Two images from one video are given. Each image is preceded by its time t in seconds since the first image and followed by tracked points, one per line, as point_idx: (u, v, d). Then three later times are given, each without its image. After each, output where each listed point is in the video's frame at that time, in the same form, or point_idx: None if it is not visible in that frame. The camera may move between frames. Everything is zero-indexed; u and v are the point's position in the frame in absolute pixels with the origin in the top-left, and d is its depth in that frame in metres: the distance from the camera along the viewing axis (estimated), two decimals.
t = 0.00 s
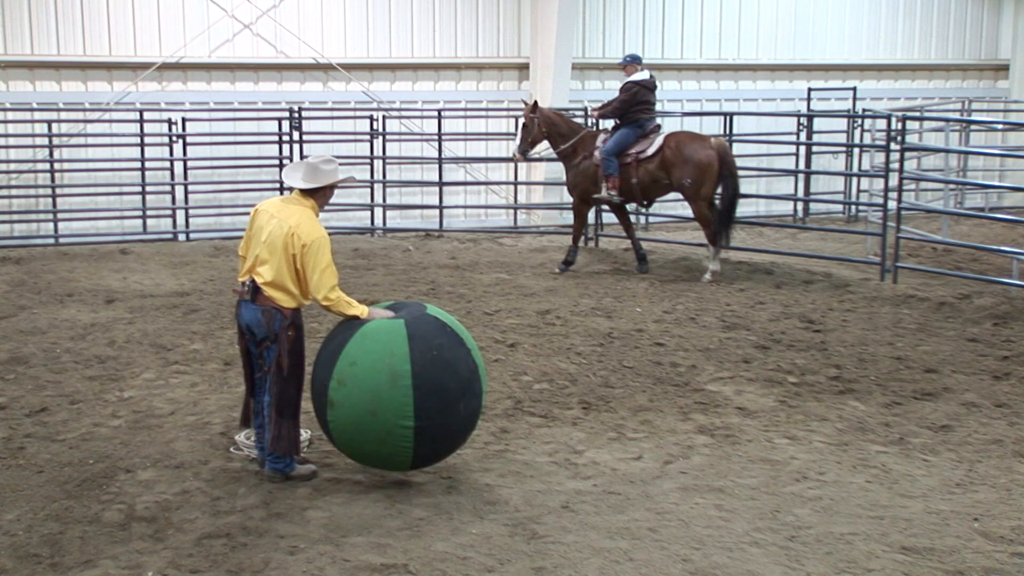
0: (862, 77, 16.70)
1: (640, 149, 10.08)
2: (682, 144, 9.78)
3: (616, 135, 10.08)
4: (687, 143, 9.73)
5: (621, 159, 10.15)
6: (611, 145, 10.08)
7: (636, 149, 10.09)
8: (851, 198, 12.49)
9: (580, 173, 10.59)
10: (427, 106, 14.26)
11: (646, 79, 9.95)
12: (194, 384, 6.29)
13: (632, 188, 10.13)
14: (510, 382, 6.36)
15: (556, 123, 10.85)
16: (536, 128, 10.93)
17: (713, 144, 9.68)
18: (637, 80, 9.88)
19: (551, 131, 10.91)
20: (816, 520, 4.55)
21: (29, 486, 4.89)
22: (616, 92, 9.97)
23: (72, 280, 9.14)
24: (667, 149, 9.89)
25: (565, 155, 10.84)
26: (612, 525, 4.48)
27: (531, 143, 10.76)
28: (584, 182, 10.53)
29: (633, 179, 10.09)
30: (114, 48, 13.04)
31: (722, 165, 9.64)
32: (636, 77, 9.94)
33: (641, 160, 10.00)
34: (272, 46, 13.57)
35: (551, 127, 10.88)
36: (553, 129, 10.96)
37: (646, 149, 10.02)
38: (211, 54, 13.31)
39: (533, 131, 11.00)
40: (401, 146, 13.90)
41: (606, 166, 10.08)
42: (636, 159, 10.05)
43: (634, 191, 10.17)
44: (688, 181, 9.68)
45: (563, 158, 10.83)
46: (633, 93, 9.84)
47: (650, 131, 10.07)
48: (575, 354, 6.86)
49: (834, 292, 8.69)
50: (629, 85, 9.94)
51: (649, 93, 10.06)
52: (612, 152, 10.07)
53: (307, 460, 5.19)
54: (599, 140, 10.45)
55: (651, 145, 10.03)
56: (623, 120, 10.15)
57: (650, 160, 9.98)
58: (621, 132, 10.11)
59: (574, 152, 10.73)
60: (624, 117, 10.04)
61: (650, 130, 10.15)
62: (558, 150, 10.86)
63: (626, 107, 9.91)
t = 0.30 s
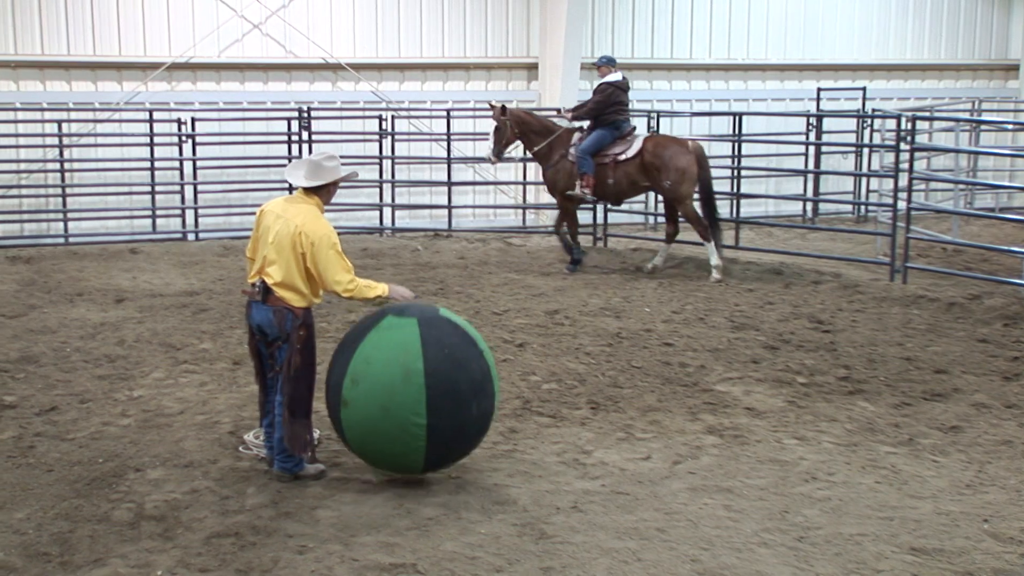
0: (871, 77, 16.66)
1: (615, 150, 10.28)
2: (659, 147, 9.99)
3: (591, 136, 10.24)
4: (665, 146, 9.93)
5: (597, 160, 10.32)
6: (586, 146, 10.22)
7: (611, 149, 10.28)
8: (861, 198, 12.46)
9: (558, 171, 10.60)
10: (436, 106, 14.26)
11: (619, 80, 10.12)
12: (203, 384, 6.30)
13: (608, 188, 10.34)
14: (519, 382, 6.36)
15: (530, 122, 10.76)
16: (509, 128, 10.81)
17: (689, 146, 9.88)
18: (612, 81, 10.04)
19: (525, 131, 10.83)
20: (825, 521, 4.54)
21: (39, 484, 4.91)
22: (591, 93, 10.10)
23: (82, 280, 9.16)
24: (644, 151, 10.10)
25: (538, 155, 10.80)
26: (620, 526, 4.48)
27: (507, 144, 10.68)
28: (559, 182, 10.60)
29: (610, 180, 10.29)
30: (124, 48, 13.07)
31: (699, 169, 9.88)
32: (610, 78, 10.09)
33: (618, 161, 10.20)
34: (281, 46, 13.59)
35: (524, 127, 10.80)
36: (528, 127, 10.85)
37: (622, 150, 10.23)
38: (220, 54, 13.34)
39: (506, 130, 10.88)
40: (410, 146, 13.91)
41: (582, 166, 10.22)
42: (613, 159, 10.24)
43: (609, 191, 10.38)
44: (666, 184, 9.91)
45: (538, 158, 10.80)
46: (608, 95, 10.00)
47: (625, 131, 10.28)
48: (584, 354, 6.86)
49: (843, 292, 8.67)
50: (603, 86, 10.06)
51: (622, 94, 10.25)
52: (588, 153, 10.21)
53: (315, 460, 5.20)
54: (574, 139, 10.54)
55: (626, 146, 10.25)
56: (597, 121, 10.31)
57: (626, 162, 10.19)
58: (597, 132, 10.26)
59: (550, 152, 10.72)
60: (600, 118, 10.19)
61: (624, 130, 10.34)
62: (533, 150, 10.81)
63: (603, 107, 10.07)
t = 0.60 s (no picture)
0: (883, 77, 16.62)
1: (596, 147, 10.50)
2: (636, 142, 10.33)
3: (573, 135, 10.41)
4: (640, 142, 10.30)
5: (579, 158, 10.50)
6: (569, 145, 10.40)
7: (593, 146, 10.49)
8: (872, 198, 12.43)
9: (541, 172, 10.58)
10: (447, 105, 14.26)
11: (597, 76, 10.28)
12: (214, 383, 6.30)
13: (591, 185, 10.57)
14: (529, 382, 6.36)
15: (513, 123, 10.68)
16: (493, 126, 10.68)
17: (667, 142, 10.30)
18: (591, 78, 10.20)
19: (507, 131, 10.73)
20: (837, 522, 4.52)
21: (50, 483, 4.92)
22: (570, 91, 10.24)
23: (93, 280, 9.18)
24: (622, 146, 10.41)
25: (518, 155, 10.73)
26: (631, 526, 4.47)
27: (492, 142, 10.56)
28: (541, 183, 10.60)
29: (594, 177, 10.53)
30: (136, 47, 13.10)
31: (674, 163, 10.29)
32: (587, 76, 10.25)
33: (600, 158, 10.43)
34: (293, 46, 13.60)
35: (506, 127, 10.71)
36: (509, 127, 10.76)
37: (604, 147, 10.46)
38: (231, 54, 13.36)
39: (489, 129, 10.76)
40: (421, 146, 13.91)
41: (569, 166, 10.40)
42: (595, 156, 10.46)
43: (592, 187, 10.62)
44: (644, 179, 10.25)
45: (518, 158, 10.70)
46: (587, 93, 10.18)
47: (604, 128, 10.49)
48: (594, 355, 6.85)
49: (854, 293, 8.65)
50: (583, 84, 10.22)
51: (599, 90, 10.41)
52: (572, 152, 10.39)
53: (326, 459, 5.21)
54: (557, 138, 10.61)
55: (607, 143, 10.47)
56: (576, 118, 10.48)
57: (608, 158, 10.43)
58: (578, 131, 10.43)
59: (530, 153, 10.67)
60: (581, 117, 10.35)
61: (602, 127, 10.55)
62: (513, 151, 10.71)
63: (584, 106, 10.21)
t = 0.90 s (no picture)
0: (897, 77, 16.58)
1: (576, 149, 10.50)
2: (618, 146, 10.40)
3: (552, 137, 10.39)
4: (622, 146, 10.37)
5: (560, 160, 10.50)
6: (549, 148, 10.39)
7: (572, 148, 10.50)
8: (885, 199, 12.38)
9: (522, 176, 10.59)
10: (460, 106, 14.26)
11: (575, 79, 10.28)
12: (227, 383, 6.31)
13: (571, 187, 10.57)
14: (542, 383, 6.35)
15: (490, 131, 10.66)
16: (469, 137, 10.63)
17: (648, 147, 10.35)
18: (569, 81, 10.19)
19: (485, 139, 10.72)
20: (849, 524, 4.51)
21: (64, 482, 4.94)
22: (548, 94, 10.23)
23: (106, 279, 9.20)
24: (605, 150, 10.46)
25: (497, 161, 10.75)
26: (643, 526, 4.47)
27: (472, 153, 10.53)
28: (523, 187, 10.62)
29: (574, 179, 10.52)
30: (150, 48, 13.15)
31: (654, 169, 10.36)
32: (564, 79, 10.24)
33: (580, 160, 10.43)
34: (306, 46, 13.63)
35: (484, 135, 10.68)
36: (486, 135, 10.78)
37: (583, 150, 10.46)
38: (245, 55, 13.39)
39: (466, 141, 10.71)
40: (433, 146, 13.91)
41: (550, 168, 10.41)
42: (576, 158, 10.46)
43: (572, 190, 10.61)
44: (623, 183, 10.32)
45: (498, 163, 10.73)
46: (565, 96, 10.19)
47: (583, 130, 10.51)
48: (607, 355, 6.85)
49: (868, 293, 8.62)
50: (560, 86, 10.23)
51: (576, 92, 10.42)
52: (552, 154, 10.39)
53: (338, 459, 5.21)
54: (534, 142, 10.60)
55: (587, 146, 10.49)
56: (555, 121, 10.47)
57: (589, 161, 10.44)
58: (557, 133, 10.44)
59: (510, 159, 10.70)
60: (559, 119, 10.36)
61: (581, 129, 10.57)
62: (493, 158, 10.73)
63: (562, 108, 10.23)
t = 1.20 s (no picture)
0: (913, 77, 16.52)
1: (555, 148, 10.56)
2: (598, 140, 10.61)
3: (532, 136, 10.40)
4: (604, 141, 10.59)
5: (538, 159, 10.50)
6: (529, 147, 10.37)
7: (551, 148, 10.55)
8: (900, 199, 12.33)
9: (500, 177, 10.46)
10: (473, 106, 14.25)
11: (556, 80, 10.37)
12: (241, 382, 6.33)
13: (551, 185, 10.61)
14: (555, 383, 6.35)
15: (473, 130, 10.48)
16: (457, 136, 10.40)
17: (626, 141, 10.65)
18: (552, 81, 10.28)
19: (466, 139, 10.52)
20: (864, 525, 4.50)
21: (79, 481, 4.96)
22: (530, 93, 10.27)
23: (120, 279, 9.22)
24: (584, 145, 10.61)
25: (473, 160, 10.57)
26: (657, 527, 4.46)
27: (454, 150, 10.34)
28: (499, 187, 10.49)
29: (554, 177, 10.56)
30: (165, 48, 13.20)
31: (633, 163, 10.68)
32: (546, 79, 10.30)
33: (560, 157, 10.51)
34: (320, 47, 13.66)
35: (466, 134, 10.50)
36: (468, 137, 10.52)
37: (562, 148, 10.53)
38: (259, 55, 13.42)
39: (451, 138, 10.43)
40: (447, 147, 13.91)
41: (529, 167, 10.35)
42: (556, 156, 10.52)
43: (551, 189, 10.62)
44: (608, 177, 10.55)
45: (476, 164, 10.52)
46: (547, 95, 10.26)
47: (560, 130, 10.60)
48: (620, 356, 6.84)
49: (882, 294, 8.59)
50: (542, 86, 10.27)
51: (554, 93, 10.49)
52: (533, 153, 10.37)
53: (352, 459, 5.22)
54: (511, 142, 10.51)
55: (564, 144, 10.56)
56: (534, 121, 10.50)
57: (570, 158, 10.53)
58: (535, 133, 10.46)
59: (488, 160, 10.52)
60: (539, 118, 10.40)
61: (557, 130, 10.64)
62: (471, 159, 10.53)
63: (544, 107, 10.27)
